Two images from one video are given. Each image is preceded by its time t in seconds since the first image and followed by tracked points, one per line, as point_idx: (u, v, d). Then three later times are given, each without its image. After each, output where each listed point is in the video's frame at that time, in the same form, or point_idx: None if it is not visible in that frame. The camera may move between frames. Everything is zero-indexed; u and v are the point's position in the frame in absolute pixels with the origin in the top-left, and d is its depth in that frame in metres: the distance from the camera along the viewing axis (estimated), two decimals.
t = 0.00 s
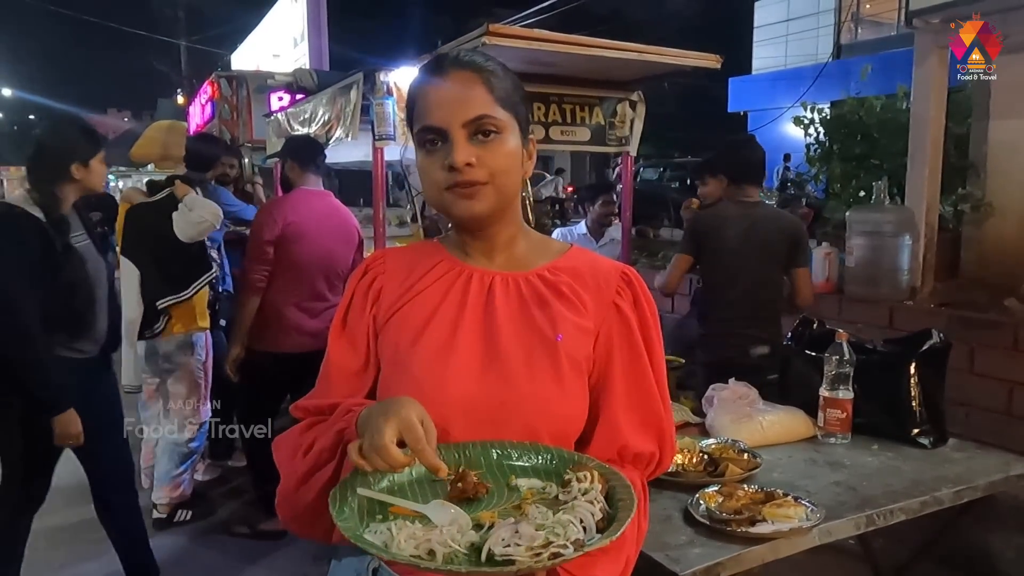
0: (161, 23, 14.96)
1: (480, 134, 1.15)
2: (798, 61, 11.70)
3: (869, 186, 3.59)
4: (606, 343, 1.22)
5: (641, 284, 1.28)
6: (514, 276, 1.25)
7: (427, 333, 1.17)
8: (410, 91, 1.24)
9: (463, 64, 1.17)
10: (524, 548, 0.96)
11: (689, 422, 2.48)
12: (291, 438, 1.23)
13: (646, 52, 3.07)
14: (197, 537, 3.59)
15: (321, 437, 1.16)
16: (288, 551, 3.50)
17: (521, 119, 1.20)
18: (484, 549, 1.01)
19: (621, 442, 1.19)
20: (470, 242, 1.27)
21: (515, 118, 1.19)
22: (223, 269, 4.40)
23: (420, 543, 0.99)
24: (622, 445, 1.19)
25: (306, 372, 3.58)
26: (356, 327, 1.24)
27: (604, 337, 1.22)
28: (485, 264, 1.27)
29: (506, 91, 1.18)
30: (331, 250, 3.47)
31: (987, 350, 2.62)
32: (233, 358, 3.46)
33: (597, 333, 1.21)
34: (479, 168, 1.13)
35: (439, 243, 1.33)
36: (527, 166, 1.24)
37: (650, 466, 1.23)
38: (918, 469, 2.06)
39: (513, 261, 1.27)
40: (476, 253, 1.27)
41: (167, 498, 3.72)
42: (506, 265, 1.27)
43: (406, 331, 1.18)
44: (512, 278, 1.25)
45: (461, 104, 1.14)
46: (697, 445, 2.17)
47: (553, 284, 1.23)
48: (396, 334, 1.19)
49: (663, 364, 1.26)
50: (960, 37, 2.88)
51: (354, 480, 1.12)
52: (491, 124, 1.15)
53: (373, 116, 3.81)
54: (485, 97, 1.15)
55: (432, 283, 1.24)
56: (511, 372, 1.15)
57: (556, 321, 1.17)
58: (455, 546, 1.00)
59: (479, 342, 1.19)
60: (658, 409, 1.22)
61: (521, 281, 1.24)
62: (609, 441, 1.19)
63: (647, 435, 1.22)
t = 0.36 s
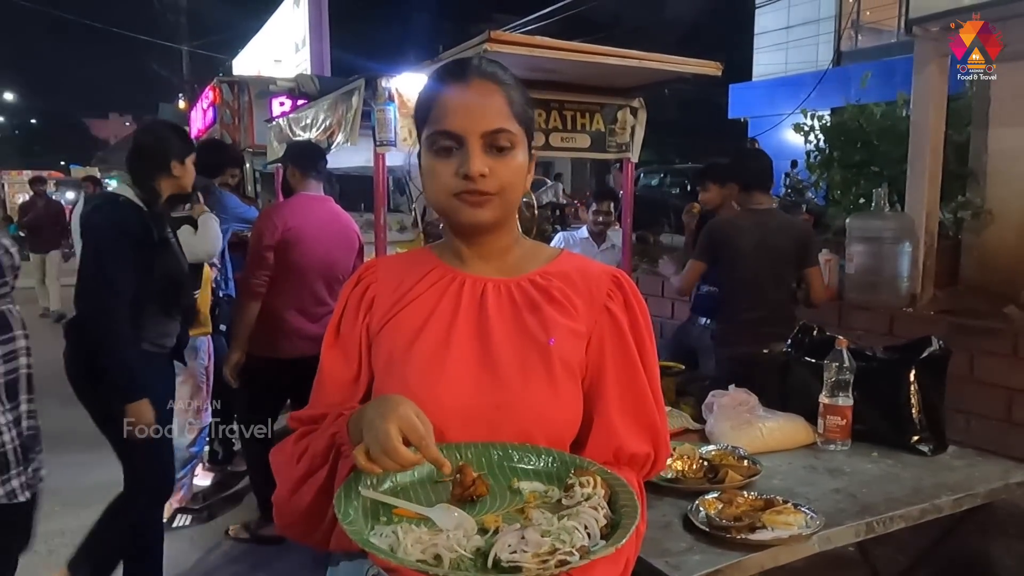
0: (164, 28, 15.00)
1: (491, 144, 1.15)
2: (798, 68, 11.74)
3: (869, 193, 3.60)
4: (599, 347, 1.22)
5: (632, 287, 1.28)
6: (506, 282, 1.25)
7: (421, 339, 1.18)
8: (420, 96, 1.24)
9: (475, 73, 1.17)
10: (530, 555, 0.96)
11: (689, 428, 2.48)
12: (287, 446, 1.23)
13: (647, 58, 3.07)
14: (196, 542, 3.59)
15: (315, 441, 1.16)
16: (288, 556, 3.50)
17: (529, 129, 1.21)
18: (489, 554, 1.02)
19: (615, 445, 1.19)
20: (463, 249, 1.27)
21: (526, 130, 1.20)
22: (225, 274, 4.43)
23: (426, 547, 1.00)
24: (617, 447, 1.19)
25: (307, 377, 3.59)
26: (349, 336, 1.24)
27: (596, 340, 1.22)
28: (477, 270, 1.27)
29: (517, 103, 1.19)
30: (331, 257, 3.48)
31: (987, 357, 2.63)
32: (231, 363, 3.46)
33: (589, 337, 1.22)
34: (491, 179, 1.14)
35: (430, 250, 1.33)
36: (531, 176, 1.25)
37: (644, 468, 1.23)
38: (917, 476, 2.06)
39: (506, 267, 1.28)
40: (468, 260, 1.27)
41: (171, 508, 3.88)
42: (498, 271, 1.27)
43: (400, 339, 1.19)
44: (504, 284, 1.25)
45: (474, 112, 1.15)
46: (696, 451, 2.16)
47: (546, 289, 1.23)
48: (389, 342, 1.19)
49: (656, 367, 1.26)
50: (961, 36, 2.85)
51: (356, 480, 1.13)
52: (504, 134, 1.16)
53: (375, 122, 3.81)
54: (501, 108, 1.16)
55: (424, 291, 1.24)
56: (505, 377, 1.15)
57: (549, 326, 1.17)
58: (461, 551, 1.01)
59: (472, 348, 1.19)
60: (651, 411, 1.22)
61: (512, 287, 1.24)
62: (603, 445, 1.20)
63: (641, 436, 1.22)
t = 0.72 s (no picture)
0: (168, 28, 15.01)
1: (512, 158, 1.17)
2: (802, 73, 11.75)
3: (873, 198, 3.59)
4: (594, 347, 1.22)
5: (628, 289, 1.29)
6: (503, 285, 1.25)
7: (419, 341, 1.18)
8: (435, 101, 1.24)
9: (498, 84, 1.18)
10: (533, 547, 0.97)
11: (690, 433, 2.47)
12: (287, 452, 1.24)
13: (652, 63, 3.08)
14: (197, 542, 3.59)
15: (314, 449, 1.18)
16: (289, 558, 3.49)
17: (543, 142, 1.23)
18: (491, 549, 1.01)
19: (611, 445, 1.19)
20: (463, 253, 1.27)
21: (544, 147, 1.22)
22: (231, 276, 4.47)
23: (428, 544, 1.01)
24: (612, 448, 1.19)
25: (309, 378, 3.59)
26: (347, 340, 1.25)
27: (591, 340, 1.22)
28: (474, 274, 1.27)
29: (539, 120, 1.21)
30: (337, 258, 3.49)
31: (990, 363, 2.62)
32: (235, 365, 3.51)
33: (585, 337, 1.22)
34: (512, 195, 1.16)
35: (428, 255, 1.33)
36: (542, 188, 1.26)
37: (640, 468, 1.23)
38: (920, 482, 2.06)
39: (503, 270, 1.28)
40: (464, 263, 1.27)
41: (175, 508, 4.00)
42: (495, 275, 1.27)
43: (397, 342, 1.19)
44: (501, 287, 1.25)
45: (498, 126, 1.16)
46: (698, 456, 2.16)
47: (542, 291, 1.24)
48: (388, 345, 1.19)
49: (652, 366, 1.26)
50: (960, 37, 2.80)
51: (358, 480, 1.12)
52: (526, 150, 1.18)
53: (379, 124, 3.82)
54: (529, 127, 1.18)
55: (421, 294, 1.24)
56: (501, 378, 1.15)
57: (544, 327, 1.18)
58: (463, 547, 1.01)
59: (469, 350, 1.19)
60: (647, 410, 1.21)
61: (509, 290, 1.25)
62: (599, 445, 1.19)
63: (637, 435, 1.22)
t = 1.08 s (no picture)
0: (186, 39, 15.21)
1: (521, 164, 1.17)
2: (817, 83, 11.73)
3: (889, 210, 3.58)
4: (609, 360, 1.22)
5: (643, 301, 1.29)
6: (516, 298, 1.26)
7: (433, 353, 1.19)
8: (446, 111, 1.25)
9: (507, 93, 1.19)
10: (541, 560, 0.97)
11: (705, 445, 2.46)
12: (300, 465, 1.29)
13: (666, 74, 3.08)
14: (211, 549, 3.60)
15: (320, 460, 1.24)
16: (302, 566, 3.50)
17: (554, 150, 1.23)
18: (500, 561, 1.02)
19: (625, 459, 1.19)
20: (476, 263, 1.27)
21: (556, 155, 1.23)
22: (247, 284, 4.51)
23: (438, 554, 1.01)
24: (627, 461, 1.19)
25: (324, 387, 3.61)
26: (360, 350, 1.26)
27: (605, 353, 1.22)
28: (489, 285, 1.27)
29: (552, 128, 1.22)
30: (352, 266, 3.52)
31: (1008, 377, 2.60)
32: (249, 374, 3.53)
33: (599, 350, 1.22)
34: (524, 202, 1.17)
35: (442, 265, 1.33)
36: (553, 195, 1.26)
37: (655, 481, 1.23)
38: (937, 497, 2.04)
39: (518, 282, 1.28)
40: (479, 274, 1.28)
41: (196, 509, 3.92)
42: (509, 287, 1.28)
43: (411, 353, 1.20)
44: (515, 299, 1.26)
45: (506, 133, 1.17)
46: (713, 468, 2.15)
47: (556, 303, 1.24)
48: (402, 356, 1.20)
49: (666, 378, 1.26)
50: (960, 37, 2.77)
51: (372, 490, 1.13)
52: (534, 156, 1.18)
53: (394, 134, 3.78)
54: (540, 134, 1.19)
55: (435, 305, 1.25)
56: (513, 390, 1.16)
57: (559, 340, 1.18)
58: (473, 559, 1.02)
59: (483, 362, 1.19)
60: (662, 424, 1.22)
61: (524, 302, 1.25)
62: (613, 458, 1.20)
63: (652, 449, 1.22)
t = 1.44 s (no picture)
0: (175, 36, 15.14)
1: (503, 151, 1.17)
2: (808, 76, 11.75)
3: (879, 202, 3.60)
4: (600, 357, 1.22)
5: (636, 298, 1.29)
6: (508, 293, 1.25)
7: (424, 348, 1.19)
8: (428, 103, 1.25)
9: (488, 84, 1.19)
10: (517, 553, 0.97)
11: (697, 437, 2.47)
12: (289, 445, 1.25)
13: (655, 67, 3.08)
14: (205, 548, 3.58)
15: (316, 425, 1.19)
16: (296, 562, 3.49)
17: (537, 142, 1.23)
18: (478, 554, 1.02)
19: (616, 456, 1.19)
20: (466, 257, 1.27)
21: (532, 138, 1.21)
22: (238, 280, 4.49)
23: (416, 546, 1.02)
24: (618, 458, 1.19)
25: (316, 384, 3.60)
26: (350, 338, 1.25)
27: (597, 351, 1.22)
28: (480, 280, 1.27)
29: (524, 111, 1.21)
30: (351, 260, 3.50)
31: (999, 367, 2.61)
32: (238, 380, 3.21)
33: (591, 347, 1.22)
34: (503, 187, 1.14)
35: (435, 259, 1.33)
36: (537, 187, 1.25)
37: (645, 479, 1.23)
38: (928, 487, 2.05)
39: (509, 277, 1.27)
40: (470, 270, 1.27)
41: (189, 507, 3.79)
42: (501, 282, 1.27)
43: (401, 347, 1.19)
44: (507, 294, 1.25)
45: (485, 121, 1.16)
46: (704, 461, 2.15)
47: (548, 300, 1.23)
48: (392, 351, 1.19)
49: (657, 376, 1.26)
50: (961, 37, 2.81)
51: (359, 486, 1.11)
52: (514, 142, 1.17)
53: (383, 130, 3.79)
54: (510, 117, 1.18)
55: (427, 299, 1.24)
56: (504, 386, 1.15)
57: (550, 337, 1.18)
58: (450, 551, 1.02)
59: (474, 357, 1.19)
60: (653, 421, 1.22)
61: (516, 297, 1.24)
62: (604, 455, 1.19)
63: (643, 448, 1.22)
